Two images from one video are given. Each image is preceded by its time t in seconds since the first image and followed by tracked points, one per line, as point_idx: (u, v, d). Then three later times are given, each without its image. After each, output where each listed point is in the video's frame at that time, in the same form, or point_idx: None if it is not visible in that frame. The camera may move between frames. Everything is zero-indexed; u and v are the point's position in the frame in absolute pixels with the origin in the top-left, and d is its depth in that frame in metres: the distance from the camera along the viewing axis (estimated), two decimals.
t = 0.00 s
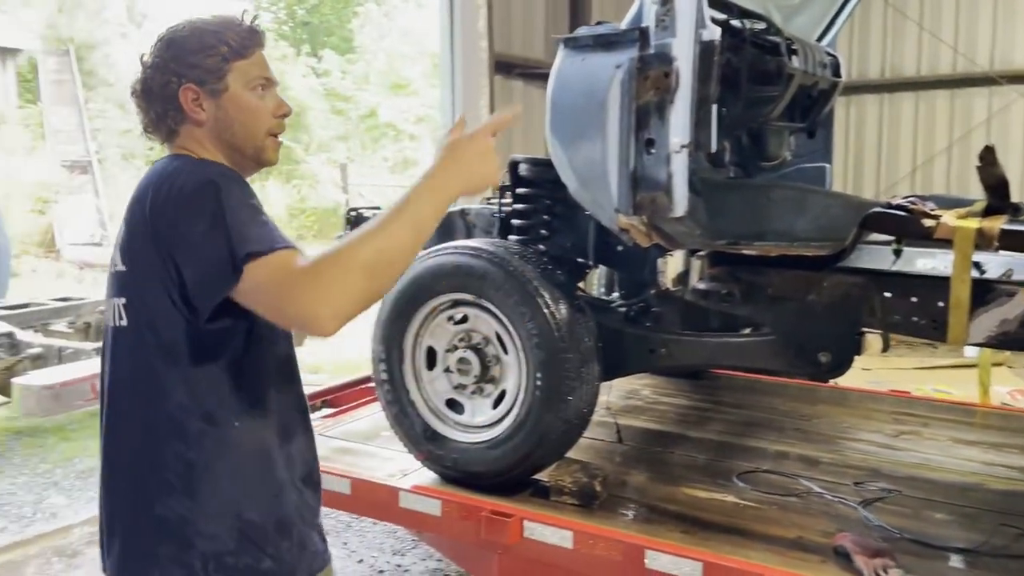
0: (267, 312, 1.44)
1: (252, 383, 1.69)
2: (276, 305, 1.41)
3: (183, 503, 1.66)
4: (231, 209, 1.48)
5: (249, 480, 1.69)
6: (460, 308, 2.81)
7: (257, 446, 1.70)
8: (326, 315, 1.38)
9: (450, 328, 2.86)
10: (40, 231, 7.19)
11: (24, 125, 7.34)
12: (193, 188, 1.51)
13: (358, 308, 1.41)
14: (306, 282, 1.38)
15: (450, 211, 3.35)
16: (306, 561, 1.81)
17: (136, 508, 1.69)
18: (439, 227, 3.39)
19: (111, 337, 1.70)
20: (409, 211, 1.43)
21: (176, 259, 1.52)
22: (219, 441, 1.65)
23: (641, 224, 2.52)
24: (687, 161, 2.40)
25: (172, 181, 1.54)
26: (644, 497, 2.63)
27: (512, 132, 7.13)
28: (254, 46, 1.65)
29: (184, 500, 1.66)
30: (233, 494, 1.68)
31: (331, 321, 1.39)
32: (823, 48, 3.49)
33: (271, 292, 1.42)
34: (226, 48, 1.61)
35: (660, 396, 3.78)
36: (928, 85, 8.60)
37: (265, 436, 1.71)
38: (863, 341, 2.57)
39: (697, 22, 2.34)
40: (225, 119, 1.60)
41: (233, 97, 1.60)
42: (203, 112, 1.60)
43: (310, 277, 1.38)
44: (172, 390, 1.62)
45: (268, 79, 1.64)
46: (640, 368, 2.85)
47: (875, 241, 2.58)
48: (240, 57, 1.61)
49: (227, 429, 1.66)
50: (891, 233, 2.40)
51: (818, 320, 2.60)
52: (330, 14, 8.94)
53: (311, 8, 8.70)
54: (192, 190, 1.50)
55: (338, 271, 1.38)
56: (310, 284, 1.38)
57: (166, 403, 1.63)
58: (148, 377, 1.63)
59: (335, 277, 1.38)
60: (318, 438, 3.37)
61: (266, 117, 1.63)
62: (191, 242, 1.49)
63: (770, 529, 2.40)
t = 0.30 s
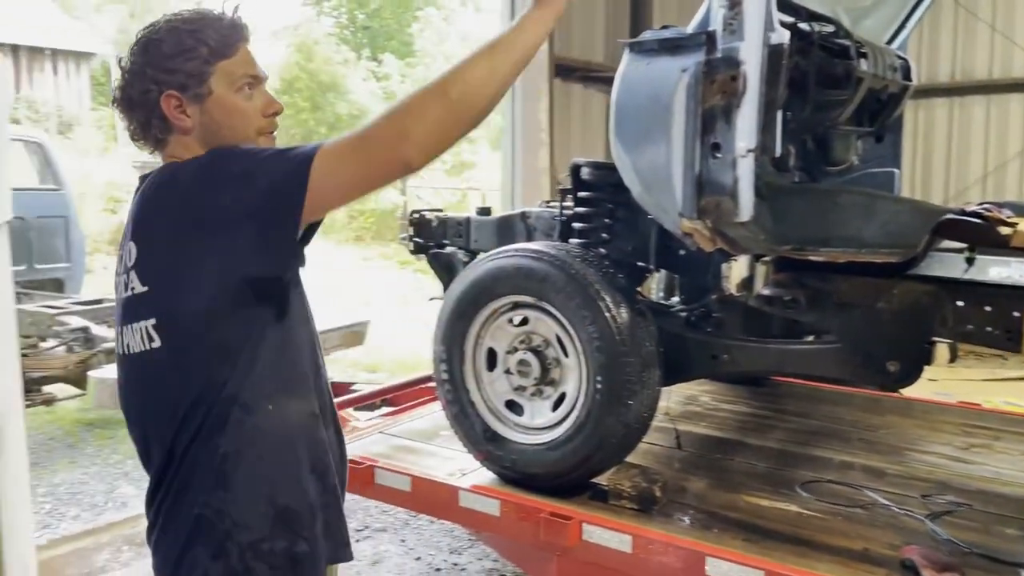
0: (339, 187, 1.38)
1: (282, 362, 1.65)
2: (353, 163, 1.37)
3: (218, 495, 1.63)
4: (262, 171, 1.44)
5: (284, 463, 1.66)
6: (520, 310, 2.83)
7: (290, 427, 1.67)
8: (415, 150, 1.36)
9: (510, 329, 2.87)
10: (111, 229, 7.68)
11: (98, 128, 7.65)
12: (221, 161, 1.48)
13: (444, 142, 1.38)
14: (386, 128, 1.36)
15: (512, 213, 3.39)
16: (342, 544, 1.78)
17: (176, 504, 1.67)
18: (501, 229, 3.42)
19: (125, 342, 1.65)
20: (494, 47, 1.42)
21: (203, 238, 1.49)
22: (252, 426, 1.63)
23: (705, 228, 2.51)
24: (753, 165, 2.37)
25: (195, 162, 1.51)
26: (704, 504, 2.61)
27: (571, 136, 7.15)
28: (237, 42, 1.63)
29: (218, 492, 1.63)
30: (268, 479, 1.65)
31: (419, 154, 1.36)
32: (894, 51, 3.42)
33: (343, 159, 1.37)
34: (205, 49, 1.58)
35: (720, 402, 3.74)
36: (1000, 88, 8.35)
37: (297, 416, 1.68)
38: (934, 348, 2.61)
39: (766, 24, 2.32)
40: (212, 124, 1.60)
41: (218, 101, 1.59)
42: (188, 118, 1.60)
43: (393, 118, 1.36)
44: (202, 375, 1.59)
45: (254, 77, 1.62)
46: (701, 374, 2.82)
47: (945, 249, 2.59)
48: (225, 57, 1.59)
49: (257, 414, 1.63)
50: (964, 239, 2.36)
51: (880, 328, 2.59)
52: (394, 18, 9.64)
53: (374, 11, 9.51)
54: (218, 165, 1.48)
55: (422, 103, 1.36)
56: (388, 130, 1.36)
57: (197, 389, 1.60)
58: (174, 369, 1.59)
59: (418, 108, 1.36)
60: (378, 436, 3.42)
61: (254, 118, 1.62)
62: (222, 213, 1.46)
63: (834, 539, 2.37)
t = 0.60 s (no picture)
0: (342, 133, 1.33)
1: (282, 363, 1.56)
2: (356, 107, 1.33)
3: (205, 500, 1.55)
4: (264, 150, 1.36)
5: (276, 469, 1.57)
6: (576, 318, 2.82)
7: (284, 430, 1.57)
8: (419, 86, 1.31)
9: (566, 337, 2.87)
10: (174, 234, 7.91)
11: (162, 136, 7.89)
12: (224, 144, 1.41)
13: (452, 76, 1.32)
14: (390, 70, 1.32)
15: (568, 220, 3.37)
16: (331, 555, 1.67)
17: (164, 511, 1.61)
18: (556, 236, 3.42)
19: (128, 345, 1.61)
20: None
21: (205, 228, 1.42)
22: (246, 429, 1.54)
23: (765, 238, 2.49)
24: (816, 175, 2.33)
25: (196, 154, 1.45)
26: (760, 517, 2.58)
27: (625, 142, 7.12)
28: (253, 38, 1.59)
29: (206, 499, 1.55)
30: (256, 486, 1.56)
31: (421, 92, 1.32)
32: (962, 58, 3.34)
33: (347, 107, 1.33)
34: (232, 43, 1.54)
35: (777, 415, 3.69)
36: None
37: (294, 422, 1.59)
38: (1001, 366, 2.53)
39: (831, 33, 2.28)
40: (238, 121, 1.55)
41: (245, 97, 1.54)
42: (214, 116, 1.53)
43: (397, 57, 1.32)
44: (198, 376, 1.52)
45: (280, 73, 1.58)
46: (759, 385, 2.78)
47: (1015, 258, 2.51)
48: (249, 52, 1.55)
49: (252, 415, 1.54)
50: None
51: (947, 345, 2.54)
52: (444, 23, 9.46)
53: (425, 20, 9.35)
54: (220, 150, 1.41)
55: (427, 37, 1.31)
56: (390, 73, 1.32)
57: (194, 388, 1.54)
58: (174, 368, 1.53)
59: (425, 43, 1.31)
60: (432, 441, 3.45)
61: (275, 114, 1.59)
62: (222, 198, 1.39)
63: (897, 558, 2.31)
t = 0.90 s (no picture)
0: (375, 165, 1.37)
1: (297, 397, 1.60)
2: (388, 141, 1.37)
3: (220, 533, 1.57)
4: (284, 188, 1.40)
5: (287, 503, 1.59)
6: (619, 335, 2.82)
7: (299, 464, 1.60)
8: (451, 121, 1.37)
9: (609, 354, 2.87)
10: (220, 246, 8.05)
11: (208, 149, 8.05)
12: (241, 182, 1.44)
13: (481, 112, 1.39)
14: (422, 105, 1.37)
15: (612, 237, 3.38)
16: None
17: (176, 542, 1.62)
18: (600, 252, 3.42)
19: (140, 376, 1.62)
20: (541, 13, 1.42)
21: (225, 263, 1.46)
22: (260, 462, 1.56)
23: (814, 258, 2.48)
24: (867, 195, 2.32)
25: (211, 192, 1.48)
26: (806, 541, 2.55)
27: (666, 157, 7.11)
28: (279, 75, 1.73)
29: (219, 533, 1.57)
30: (269, 519, 1.58)
31: (452, 126, 1.37)
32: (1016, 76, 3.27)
33: (379, 140, 1.37)
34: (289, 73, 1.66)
35: (822, 435, 3.64)
36: None
37: (308, 455, 1.61)
38: None
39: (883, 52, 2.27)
40: (285, 148, 1.67)
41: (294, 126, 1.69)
42: (277, 136, 1.63)
43: (429, 91, 1.38)
44: (213, 409, 1.55)
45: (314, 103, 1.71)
46: (805, 406, 2.76)
47: None
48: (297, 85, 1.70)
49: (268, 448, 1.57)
50: None
51: (1000, 370, 2.51)
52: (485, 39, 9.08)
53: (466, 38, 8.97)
54: (237, 188, 1.44)
55: (458, 72, 1.38)
56: (423, 107, 1.37)
57: (208, 421, 1.56)
58: (190, 400, 1.56)
59: (457, 79, 1.38)
60: (474, 455, 3.46)
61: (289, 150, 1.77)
62: (242, 235, 1.43)
63: None
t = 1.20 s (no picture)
0: (416, 193, 1.39)
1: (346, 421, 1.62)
2: (431, 167, 1.40)
3: (283, 550, 1.59)
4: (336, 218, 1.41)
5: (345, 519, 1.62)
6: (654, 353, 2.83)
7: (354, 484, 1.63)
8: (490, 147, 1.40)
9: (642, 372, 2.87)
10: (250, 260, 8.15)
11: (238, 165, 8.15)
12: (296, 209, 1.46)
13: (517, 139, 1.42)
14: (463, 132, 1.40)
15: (644, 254, 3.39)
16: None
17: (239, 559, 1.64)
18: (632, 270, 3.43)
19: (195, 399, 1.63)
20: (575, 33, 1.44)
21: (274, 287, 1.46)
22: (321, 478, 1.60)
23: (851, 278, 2.46)
24: (905, 216, 2.32)
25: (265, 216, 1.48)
26: (842, 562, 2.53)
27: (693, 174, 7.12)
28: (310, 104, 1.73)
29: (283, 549, 1.59)
30: (330, 535, 1.61)
31: (490, 150, 1.40)
32: None
33: (421, 168, 1.40)
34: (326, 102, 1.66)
35: (855, 456, 3.62)
36: None
37: (361, 469, 1.65)
38: None
39: (921, 75, 2.29)
40: (316, 178, 1.67)
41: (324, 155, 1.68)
42: (313, 164, 1.63)
43: (466, 116, 1.40)
44: (270, 429, 1.57)
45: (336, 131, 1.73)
46: (840, 426, 2.76)
47: None
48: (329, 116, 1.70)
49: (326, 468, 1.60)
50: None
51: None
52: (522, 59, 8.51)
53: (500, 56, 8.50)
54: (293, 215, 1.45)
55: (498, 99, 1.41)
56: (463, 134, 1.40)
57: (266, 441, 1.58)
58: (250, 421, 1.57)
59: (498, 105, 1.41)
60: (506, 471, 3.47)
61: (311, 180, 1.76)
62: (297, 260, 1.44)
63: None
